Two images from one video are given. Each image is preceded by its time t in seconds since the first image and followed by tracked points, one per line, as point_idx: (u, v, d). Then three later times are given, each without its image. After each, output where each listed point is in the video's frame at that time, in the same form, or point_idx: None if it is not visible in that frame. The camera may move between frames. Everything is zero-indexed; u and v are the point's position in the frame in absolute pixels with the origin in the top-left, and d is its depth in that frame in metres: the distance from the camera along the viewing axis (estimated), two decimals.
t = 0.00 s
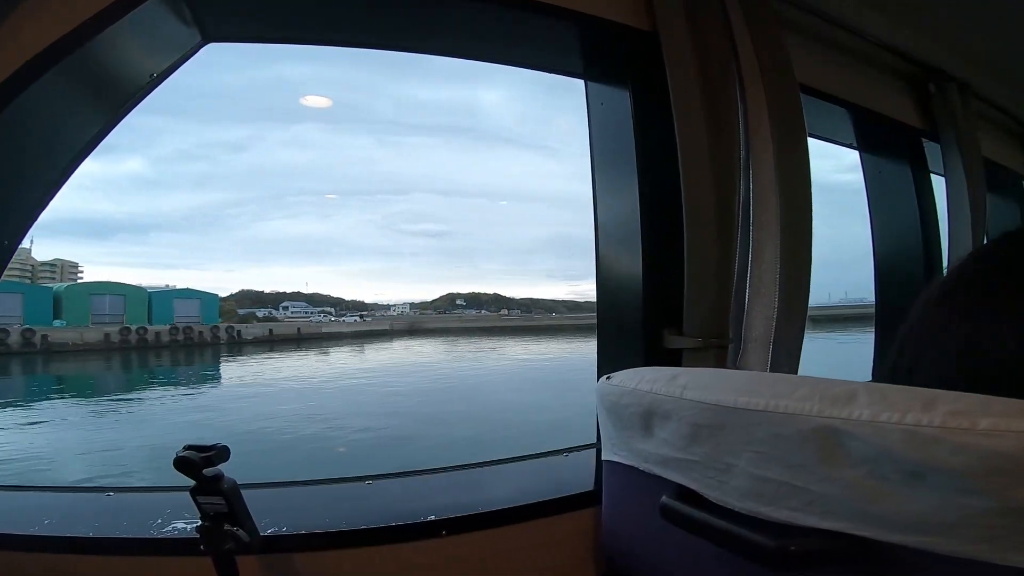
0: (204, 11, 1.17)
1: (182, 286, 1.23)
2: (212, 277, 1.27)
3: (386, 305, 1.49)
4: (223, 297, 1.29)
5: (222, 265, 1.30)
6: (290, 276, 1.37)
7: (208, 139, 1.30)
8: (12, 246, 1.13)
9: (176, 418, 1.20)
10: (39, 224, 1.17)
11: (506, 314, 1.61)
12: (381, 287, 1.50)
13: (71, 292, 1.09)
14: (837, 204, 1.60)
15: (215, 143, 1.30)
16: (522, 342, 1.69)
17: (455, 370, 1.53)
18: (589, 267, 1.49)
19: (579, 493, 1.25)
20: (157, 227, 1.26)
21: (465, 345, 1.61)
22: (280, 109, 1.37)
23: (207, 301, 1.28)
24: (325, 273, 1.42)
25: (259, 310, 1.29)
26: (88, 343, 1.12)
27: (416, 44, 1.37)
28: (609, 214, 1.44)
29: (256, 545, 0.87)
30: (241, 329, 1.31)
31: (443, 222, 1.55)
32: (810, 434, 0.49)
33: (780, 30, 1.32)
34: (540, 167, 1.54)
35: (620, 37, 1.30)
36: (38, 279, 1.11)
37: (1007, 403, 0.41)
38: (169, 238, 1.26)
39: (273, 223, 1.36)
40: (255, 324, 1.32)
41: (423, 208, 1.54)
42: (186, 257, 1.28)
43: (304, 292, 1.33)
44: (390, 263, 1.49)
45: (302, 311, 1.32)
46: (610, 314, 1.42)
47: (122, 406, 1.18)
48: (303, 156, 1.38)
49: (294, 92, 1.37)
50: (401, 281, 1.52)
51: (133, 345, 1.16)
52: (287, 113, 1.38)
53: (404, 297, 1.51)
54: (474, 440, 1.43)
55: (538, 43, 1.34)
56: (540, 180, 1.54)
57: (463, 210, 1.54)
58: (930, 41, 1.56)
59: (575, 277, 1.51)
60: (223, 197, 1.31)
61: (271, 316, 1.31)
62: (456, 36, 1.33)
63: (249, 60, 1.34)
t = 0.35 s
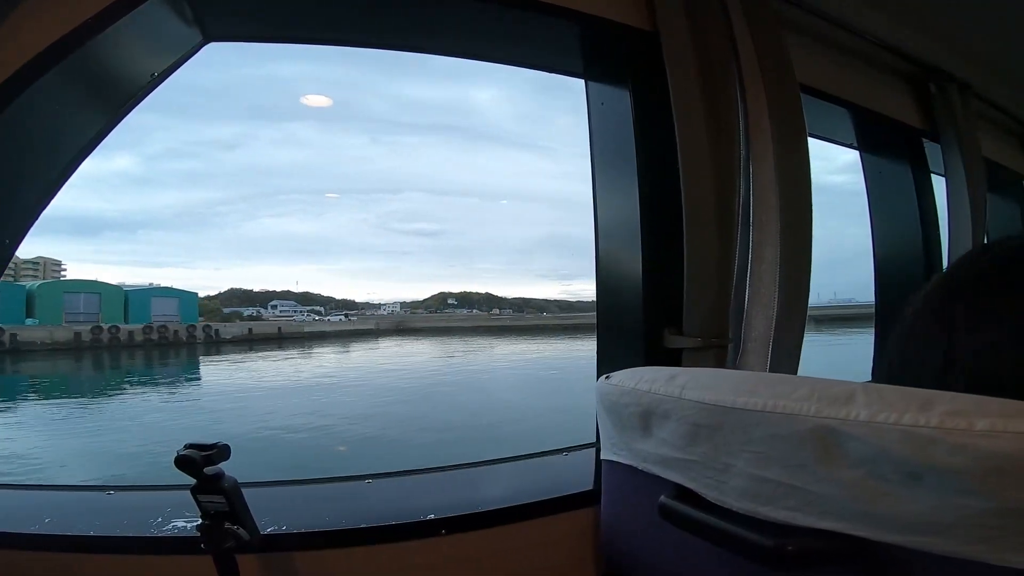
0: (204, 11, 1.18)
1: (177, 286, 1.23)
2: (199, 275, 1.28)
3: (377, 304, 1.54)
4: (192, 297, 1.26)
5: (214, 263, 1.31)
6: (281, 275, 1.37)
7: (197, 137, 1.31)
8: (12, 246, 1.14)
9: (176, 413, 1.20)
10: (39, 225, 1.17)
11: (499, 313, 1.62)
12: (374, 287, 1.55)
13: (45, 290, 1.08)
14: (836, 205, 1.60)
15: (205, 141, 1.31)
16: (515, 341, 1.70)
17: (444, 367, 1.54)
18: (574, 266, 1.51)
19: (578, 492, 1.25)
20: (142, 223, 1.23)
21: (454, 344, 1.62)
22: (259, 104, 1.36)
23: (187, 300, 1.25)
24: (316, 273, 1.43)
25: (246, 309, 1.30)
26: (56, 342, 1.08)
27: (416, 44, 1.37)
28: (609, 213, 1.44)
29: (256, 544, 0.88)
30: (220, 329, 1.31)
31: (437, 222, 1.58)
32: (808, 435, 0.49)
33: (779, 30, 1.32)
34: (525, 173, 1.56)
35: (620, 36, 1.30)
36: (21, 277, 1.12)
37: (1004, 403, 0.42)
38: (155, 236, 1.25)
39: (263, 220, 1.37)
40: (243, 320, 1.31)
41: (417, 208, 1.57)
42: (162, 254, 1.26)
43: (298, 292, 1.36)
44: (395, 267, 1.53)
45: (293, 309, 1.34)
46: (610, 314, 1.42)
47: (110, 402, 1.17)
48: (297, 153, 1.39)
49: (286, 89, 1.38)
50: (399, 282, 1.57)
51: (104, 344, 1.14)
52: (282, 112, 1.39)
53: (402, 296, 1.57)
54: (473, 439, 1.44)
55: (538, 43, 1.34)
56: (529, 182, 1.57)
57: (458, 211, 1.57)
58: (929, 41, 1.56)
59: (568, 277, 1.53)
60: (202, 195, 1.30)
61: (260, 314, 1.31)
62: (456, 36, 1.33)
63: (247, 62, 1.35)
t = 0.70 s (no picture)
0: (205, 12, 1.18)
1: (156, 286, 1.23)
2: (188, 275, 1.27)
3: (367, 304, 1.48)
4: (168, 296, 1.26)
5: (204, 263, 1.30)
6: (273, 275, 1.35)
7: (196, 136, 1.31)
8: (13, 246, 1.14)
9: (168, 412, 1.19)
10: (41, 224, 1.18)
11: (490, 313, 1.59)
12: (365, 286, 1.49)
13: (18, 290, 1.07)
14: (835, 205, 1.60)
15: (204, 140, 1.31)
16: (508, 341, 1.73)
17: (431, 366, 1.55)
18: (570, 266, 1.53)
19: (577, 493, 1.25)
20: (133, 223, 1.25)
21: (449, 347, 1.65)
22: (258, 104, 1.37)
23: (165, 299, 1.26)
24: (311, 273, 1.41)
25: (234, 308, 1.29)
26: (25, 342, 1.07)
27: (416, 43, 1.37)
28: (612, 212, 1.43)
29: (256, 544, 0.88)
30: (197, 329, 1.30)
31: (431, 223, 1.57)
32: (808, 436, 0.50)
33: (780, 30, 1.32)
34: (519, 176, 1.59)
35: (620, 36, 1.30)
36: None
37: (1002, 404, 0.42)
38: (149, 236, 1.26)
39: (254, 220, 1.35)
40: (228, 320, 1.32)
41: (411, 209, 1.56)
42: (156, 254, 1.27)
43: (286, 292, 1.31)
44: (390, 270, 1.50)
45: (282, 309, 1.30)
46: (610, 315, 1.43)
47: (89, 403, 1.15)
48: (289, 153, 1.39)
49: (284, 88, 1.38)
50: (386, 281, 1.51)
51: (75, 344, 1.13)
52: (280, 112, 1.39)
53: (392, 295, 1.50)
54: (472, 439, 1.44)
55: (538, 44, 1.35)
56: (522, 184, 1.59)
57: (454, 211, 1.57)
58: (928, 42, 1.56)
59: (559, 276, 1.58)
60: (186, 194, 1.30)
61: (248, 315, 1.30)
62: (456, 36, 1.33)
63: (247, 66, 1.35)
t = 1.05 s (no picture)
0: (208, 11, 1.17)
1: (133, 285, 1.11)
2: (179, 275, 1.16)
3: (356, 305, 1.33)
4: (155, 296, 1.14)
5: (193, 263, 1.18)
6: (256, 273, 1.22)
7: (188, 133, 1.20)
8: (14, 246, 1.12)
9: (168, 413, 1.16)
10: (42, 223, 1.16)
11: (482, 315, 1.43)
12: (357, 284, 1.34)
13: None
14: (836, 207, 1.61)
15: (195, 138, 1.20)
16: (500, 342, 1.49)
17: (420, 371, 1.35)
18: (563, 266, 1.50)
19: (579, 494, 1.25)
20: (123, 222, 1.13)
21: (441, 354, 1.38)
22: (256, 104, 1.25)
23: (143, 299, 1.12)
24: (301, 272, 1.27)
25: (220, 308, 1.19)
26: None
27: (419, 43, 1.36)
28: (612, 214, 1.44)
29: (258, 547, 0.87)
30: (173, 329, 1.15)
31: (421, 222, 1.40)
32: (810, 438, 0.50)
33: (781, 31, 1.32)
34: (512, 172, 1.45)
35: (622, 36, 1.30)
36: None
37: (1008, 408, 0.41)
38: (139, 236, 1.14)
39: (243, 221, 1.22)
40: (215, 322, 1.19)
41: (402, 208, 1.39)
42: (147, 254, 1.14)
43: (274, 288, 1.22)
44: (379, 264, 1.34)
45: (270, 310, 1.21)
46: (613, 316, 1.43)
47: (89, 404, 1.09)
48: (281, 152, 1.26)
49: (279, 86, 1.29)
50: (373, 279, 1.35)
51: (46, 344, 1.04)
52: (280, 111, 1.27)
53: (385, 295, 1.35)
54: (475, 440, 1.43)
55: (540, 45, 1.35)
56: (521, 184, 1.46)
57: (446, 210, 1.41)
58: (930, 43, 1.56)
59: (553, 277, 1.49)
60: (173, 191, 1.17)
61: (235, 316, 1.20)
62: (459, 36, 1.33)
63: (246, 62, 1.31)
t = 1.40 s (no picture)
0: (209, 11, 1.17)
1: (116, 285, 1.11)
2: (168, 275, 1.18)
3: (345, 305, 1.35)
4: (133, 296, 1.14)
5: (181, 263, 1.20)
6: (250, 273, 1.24)
7: (180, 132, 1.23)
8: (15, 245, 1.12)
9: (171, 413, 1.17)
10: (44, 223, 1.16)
11: (474, 315, 1.46)
12: (347, 285, 1.36)
13: None
14: (837, 208, 1.61)
15: (185, 137, 1.22)
16: (493, 344, 1.52)
17: (417, 373, 1.38)
18: (561, 266, 1.52)
19: (580, 494, 1.25)
20: (110, 222, 1.15)
21: (434, 351, 1.43)
22: (255, 104, 1.27)
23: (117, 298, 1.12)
24: (291, 272, 1.29)
25: (203, 306, 1.19)
26: None
27: (420, 43, 1.36)
28: (613, 215, 1.44)
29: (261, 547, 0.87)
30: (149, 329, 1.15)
31: (414, 222, 1.41)
32: (814, 441, 0.50)
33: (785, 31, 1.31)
34: (505, 174, 1.48)
35: (622, 36, 1.30)
36: None
37: (1013, 410, 0.41)
38: (126, 234, 1.15)
39: (234, 219, 1.23)
40: (195, 323, 1.20)
41: (396, 208, 1.40)
42: (137, 252, 1.16)
43: (263, 288, 1.23)
44: (376, 266, 1.37)
45: (259, 310, 1.23)
46: (614, 317, 1.43)
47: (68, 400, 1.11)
48: (271, 153, 1.26)
49: (276, 86, 1.30)
50: (365, 279, 1.37)
51: (11, 344, 1.01)
52: (282, 111, 1.29)
53: (379, 295, 1.37)
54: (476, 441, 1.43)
55: (542, 45, 1.35)
56: (518, 185, 1.48)
57: (442, 210, 1.42)
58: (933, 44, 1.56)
59: (545, 279, 1.52)
60: (172, 189, 1.19)
61: (219, 316, 1.21)
62: (460, 36, 1.33)
63: (248, 63, 1.32)
